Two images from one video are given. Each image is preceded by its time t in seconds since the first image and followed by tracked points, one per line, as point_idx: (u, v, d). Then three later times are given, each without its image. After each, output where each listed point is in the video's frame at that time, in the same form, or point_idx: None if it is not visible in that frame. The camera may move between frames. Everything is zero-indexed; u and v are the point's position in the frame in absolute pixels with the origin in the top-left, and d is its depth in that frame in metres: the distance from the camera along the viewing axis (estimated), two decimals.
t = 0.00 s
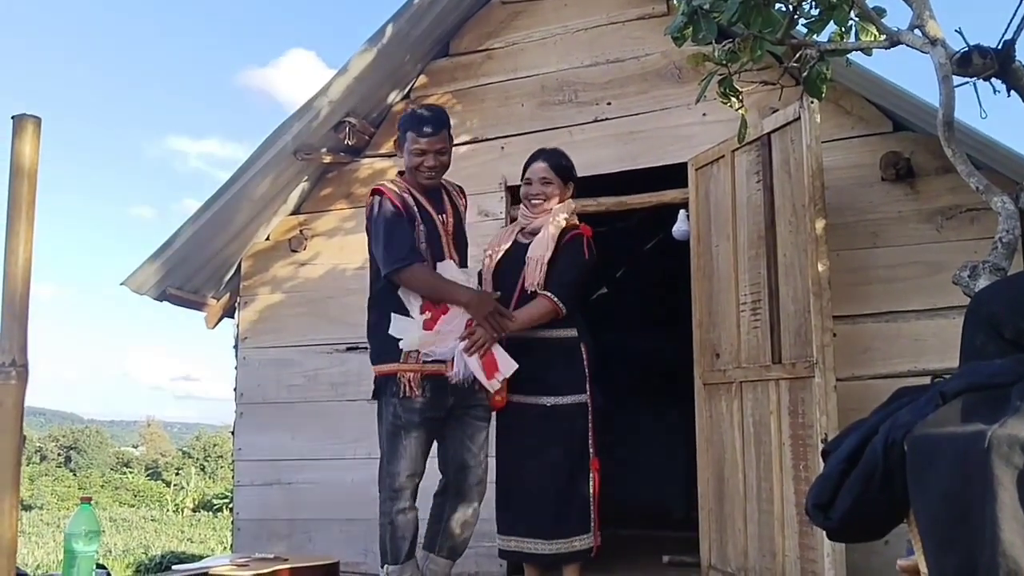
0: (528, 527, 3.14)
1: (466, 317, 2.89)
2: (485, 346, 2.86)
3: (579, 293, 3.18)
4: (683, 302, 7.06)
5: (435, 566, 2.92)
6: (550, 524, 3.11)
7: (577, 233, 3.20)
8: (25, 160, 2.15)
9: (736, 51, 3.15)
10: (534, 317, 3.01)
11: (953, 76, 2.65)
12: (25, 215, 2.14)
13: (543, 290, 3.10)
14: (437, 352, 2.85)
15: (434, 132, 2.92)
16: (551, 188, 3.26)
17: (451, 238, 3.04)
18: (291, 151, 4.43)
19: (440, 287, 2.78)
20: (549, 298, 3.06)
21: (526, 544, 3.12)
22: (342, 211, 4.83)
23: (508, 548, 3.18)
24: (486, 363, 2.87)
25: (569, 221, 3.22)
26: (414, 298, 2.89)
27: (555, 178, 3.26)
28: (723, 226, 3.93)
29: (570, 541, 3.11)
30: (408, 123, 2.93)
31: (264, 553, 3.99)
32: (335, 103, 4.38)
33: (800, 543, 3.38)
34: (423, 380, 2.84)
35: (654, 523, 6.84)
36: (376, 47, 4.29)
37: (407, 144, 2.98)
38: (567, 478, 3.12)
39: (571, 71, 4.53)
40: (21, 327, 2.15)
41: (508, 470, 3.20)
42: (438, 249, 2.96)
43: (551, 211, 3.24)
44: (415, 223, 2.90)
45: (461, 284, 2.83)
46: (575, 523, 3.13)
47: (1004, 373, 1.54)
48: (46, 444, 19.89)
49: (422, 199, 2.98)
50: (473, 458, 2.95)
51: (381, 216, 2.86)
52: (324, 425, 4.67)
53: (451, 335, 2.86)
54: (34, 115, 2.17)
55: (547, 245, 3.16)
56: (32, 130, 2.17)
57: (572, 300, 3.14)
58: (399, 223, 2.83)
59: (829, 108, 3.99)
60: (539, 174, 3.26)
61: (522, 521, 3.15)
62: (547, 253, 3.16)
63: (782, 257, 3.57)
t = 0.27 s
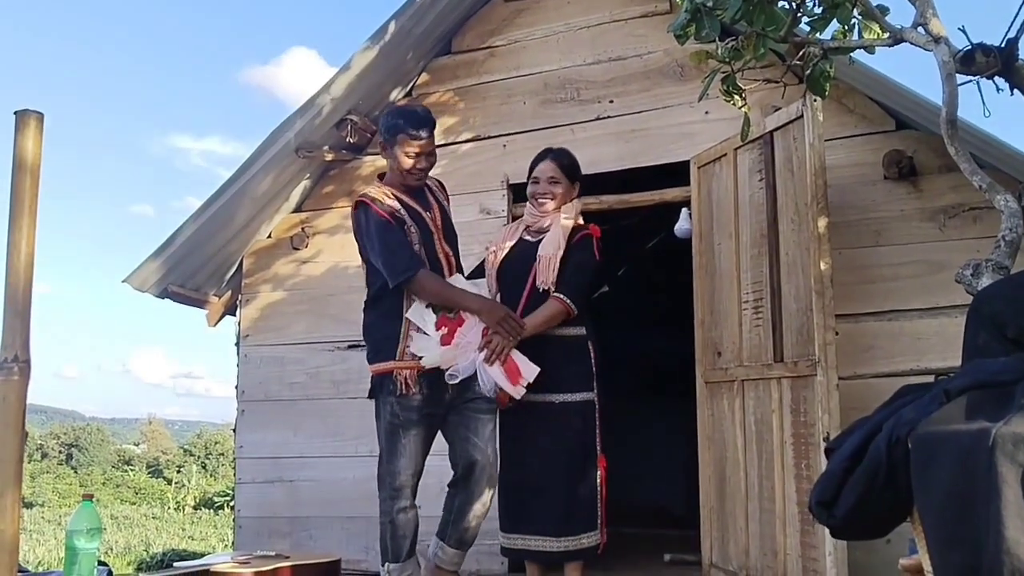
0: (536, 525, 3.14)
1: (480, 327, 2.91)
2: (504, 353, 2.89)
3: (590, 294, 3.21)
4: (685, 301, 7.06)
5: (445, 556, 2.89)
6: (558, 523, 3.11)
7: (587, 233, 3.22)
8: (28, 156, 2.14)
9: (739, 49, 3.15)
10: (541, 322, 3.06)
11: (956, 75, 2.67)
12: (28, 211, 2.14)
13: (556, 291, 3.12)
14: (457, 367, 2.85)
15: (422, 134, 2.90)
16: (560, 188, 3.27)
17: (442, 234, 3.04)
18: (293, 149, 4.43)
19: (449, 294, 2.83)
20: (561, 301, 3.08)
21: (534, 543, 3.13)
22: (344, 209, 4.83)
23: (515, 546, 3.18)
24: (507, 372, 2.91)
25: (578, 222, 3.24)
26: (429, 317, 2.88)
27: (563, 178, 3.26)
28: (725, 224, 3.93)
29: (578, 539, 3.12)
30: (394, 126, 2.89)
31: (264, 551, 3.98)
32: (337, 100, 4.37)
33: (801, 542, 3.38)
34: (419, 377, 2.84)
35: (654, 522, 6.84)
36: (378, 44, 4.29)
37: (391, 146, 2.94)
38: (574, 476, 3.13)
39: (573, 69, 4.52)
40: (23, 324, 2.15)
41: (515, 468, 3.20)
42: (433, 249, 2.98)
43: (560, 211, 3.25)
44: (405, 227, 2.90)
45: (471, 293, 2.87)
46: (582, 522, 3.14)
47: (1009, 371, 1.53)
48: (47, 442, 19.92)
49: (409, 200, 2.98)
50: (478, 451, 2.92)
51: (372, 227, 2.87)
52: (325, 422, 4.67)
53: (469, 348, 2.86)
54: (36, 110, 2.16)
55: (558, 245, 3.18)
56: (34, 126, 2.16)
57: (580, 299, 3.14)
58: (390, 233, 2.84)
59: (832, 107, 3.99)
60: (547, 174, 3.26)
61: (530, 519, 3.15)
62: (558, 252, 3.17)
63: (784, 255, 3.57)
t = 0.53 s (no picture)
0: (543, 522, 3.14)
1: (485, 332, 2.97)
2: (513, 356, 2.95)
3: (595, 293, 3.21)
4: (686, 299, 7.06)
5: (457, 554, 2.94)
6: (566, 520, 3.11)
7: (590, 232, 3.22)
8: (32, 153, 2.14)
9: (741, 48, 3.15)
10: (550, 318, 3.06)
11: (957, 74, 2.62)
12: (32, 208, 2.14)
13: (560, 289, 3.13)
14: (467, 374, 2.89)
15: (415, 136, 2.88)
16: (564, 187, 3.27)
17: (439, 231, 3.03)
18: (295, 146, 4.43)
19: (452, 301, 2.85)
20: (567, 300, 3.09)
21: (542, 540, 3.13)
22: (346, 207, 4.83)
23: (521, 544, 3.18)
24: (517, 376, 2.97)
25: (581, 221, 3.24)
26: (437, 321, 2.89)
27: (568, 178, 3.27)
28: (727, 222, 3.93)
29: (585, 536, 3.12)
30: (388, 131, 2.88)
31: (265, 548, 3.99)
32: (339, 98, 4.37)
33: (803, 540, 3.38)
34: (423, 375, 2.84)
35: (655, 520, 6.85)
36: (380, 42, 4.28)
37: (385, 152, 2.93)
38: (581, 473, 3.13)
39: (575, 67, 4.52)
40: (27, 320, 2.15)
41: (522, 466, 3.21)
42: (431, 247, 2.99)
43: (563, 209, 3.26)
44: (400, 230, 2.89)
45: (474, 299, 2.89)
46: (589, 519, 3.15)
47: (1012, 369, 1.53)
48: (49, 438, 19.94)
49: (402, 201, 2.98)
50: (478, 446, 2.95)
51: (366, 235, 2.87)
52: (327, 420, 4.67)
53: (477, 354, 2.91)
54: (40, 107, 2.16)
55: (562, 242, 3.19)
56: (38, 123, 2.16)
57: (583, 297, 3.14)
58: (386, 240, 2.84)
59: (834, 105, 3.98)
60: (552, 173, 3.26)
61: (537, 517, 3.16)
62: (563, 250, 3.18)
63: (786, 253, 3.57)
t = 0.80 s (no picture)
0: (544, 517, 3.14)
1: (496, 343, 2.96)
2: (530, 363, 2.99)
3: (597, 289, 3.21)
4: (686, 295, 7.06)
5: (451, 556, 2.94)
6: (567, 515, 3.11)
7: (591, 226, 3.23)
8: (32, 146, 2.14)
9: (743, 43, 3.15)
10: (556, 321, 3.05)
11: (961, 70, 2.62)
12: (32, 201, 2.14)
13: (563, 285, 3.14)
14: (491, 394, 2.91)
15: (421, 127, 2.88)
16: (566, 182, 3.27)
17: (444, 231, 2.99)
18: (296, 141, 4.42)
19: (441, 303, 2.83)
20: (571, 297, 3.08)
21: (543, 535, 3.13)
22: (346, 201, 4.83)
23: (522, 539, 3.18)
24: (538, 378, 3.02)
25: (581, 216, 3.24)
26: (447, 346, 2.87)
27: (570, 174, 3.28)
28: (729, 218, 3.92)
29: (587, 530, 3.12)
30: (395, 122, 2.89)
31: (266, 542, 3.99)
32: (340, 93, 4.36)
33: (803, 536, 3.38)
34: (418, 368, 2.86)
35: (655, 515, 6.85)
36: (381, 36, 4.27)
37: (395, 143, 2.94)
38: (582, 468, 3.13)
39: (577, 62, 4.51)
40: (27, 314, 2.15)
41: (523, 461, 3.21)
42: (437, 250, 2.96)
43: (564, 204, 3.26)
44: (400, 227, 2.90)
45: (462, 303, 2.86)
46: (593, 514, 3.15)
47: (1014, 365, 1.53)
48: (49, 432, 19.97)
49: (409, 199, 2.98)
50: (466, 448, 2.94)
51: (368, 230, 2.90)
52: (327, 414, 4.67)
53: (493, 371, 2.92)
54: (40, 100, 2.15)
55: (565, 237, 3.18)
56: (38, 116, 2.16)
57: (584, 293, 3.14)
58: (384, 235, 2.86)
59: (836, 101, 3.98)
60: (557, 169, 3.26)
61: (538, 512, 3.16)
62: (566, 245, 3.18)
63: (787, 249, 3.56)
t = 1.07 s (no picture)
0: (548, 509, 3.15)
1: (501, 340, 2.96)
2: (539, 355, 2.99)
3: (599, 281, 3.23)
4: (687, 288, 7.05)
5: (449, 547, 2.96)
6: (572, 507, 3.12)
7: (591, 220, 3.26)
8: (33, 136, 2.14)
9: (745, 36, 3.13)
10: (561, 312, 3.10)
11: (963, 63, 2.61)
12: (32, 192, 2.14)
13: (568, 281, 3.16)
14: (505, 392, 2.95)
15: (433, 113, 2.99)
16: (565, 175, 3.28)
17: (452, 227, 3.01)
18: (297, 133, 4.41)
19: (423, 292, 2.92)
20: (576, 292, 3.12)
21: (548, 528, 3.14)
22: (348, 194, 4.83)
23: (525, 532, 3.18)
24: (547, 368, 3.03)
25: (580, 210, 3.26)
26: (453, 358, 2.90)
27: (569, 166, 3.28)
28: (730, 211, 3.91)
29: (591, 522, 3.14)
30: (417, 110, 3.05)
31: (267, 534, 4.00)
32: (341, 85, 4.35)
33: (803, 529, 3.39)
34: (406, 359, 2.94)
35: (655, 508, 6.86)
36: (383, 28, 4.26)
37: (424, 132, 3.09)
38: (587, 460, 3.15)
39: (578, 55, 4.51)
40: (27, 304, 2.15)
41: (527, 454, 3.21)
42: (439, 244, 3.01)
43: (563, 197, 3.26)
44: (406, 215, 3.03)
45: (447, 298, 2.90)
46: (598, 506, 3.16)
47: (1015, 358, 1.53)
48: (51, 424, 20.00)
49: (429, 191, 3.06)
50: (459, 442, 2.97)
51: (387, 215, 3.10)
52: (328, 407, 4.68)
53: (502, 371, 2.94)
54: (41, 90, 2.15)
55: (567, 230, 3.19)
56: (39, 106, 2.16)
57: (585, 286, 3.14)
58: (392, 222, 3.04)
59: (838, 94, 3.97)
60: (554, 161, 3.26)
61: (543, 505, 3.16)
62: (568, 238, 3.19)
63: (789, 243, 3.56)
